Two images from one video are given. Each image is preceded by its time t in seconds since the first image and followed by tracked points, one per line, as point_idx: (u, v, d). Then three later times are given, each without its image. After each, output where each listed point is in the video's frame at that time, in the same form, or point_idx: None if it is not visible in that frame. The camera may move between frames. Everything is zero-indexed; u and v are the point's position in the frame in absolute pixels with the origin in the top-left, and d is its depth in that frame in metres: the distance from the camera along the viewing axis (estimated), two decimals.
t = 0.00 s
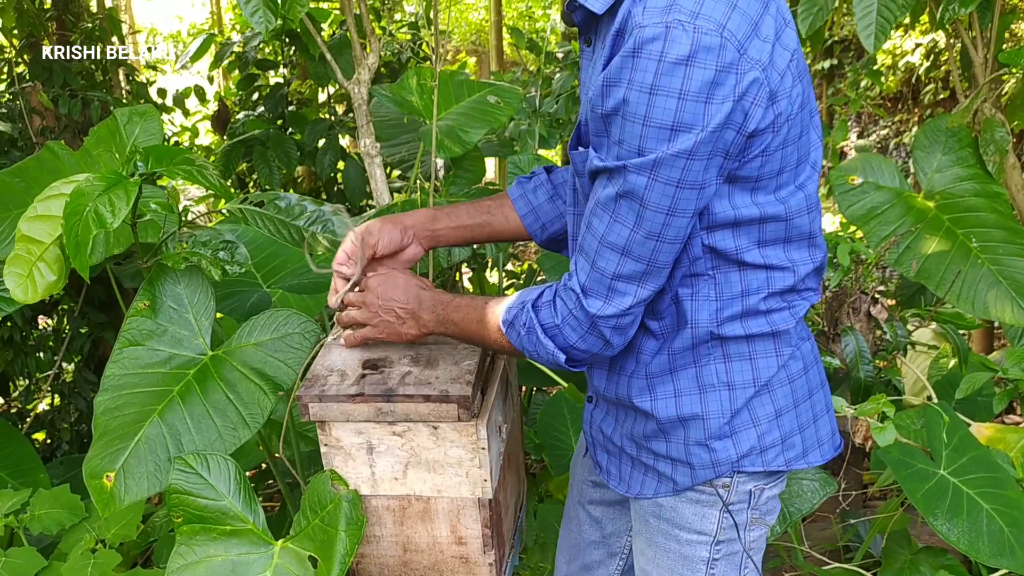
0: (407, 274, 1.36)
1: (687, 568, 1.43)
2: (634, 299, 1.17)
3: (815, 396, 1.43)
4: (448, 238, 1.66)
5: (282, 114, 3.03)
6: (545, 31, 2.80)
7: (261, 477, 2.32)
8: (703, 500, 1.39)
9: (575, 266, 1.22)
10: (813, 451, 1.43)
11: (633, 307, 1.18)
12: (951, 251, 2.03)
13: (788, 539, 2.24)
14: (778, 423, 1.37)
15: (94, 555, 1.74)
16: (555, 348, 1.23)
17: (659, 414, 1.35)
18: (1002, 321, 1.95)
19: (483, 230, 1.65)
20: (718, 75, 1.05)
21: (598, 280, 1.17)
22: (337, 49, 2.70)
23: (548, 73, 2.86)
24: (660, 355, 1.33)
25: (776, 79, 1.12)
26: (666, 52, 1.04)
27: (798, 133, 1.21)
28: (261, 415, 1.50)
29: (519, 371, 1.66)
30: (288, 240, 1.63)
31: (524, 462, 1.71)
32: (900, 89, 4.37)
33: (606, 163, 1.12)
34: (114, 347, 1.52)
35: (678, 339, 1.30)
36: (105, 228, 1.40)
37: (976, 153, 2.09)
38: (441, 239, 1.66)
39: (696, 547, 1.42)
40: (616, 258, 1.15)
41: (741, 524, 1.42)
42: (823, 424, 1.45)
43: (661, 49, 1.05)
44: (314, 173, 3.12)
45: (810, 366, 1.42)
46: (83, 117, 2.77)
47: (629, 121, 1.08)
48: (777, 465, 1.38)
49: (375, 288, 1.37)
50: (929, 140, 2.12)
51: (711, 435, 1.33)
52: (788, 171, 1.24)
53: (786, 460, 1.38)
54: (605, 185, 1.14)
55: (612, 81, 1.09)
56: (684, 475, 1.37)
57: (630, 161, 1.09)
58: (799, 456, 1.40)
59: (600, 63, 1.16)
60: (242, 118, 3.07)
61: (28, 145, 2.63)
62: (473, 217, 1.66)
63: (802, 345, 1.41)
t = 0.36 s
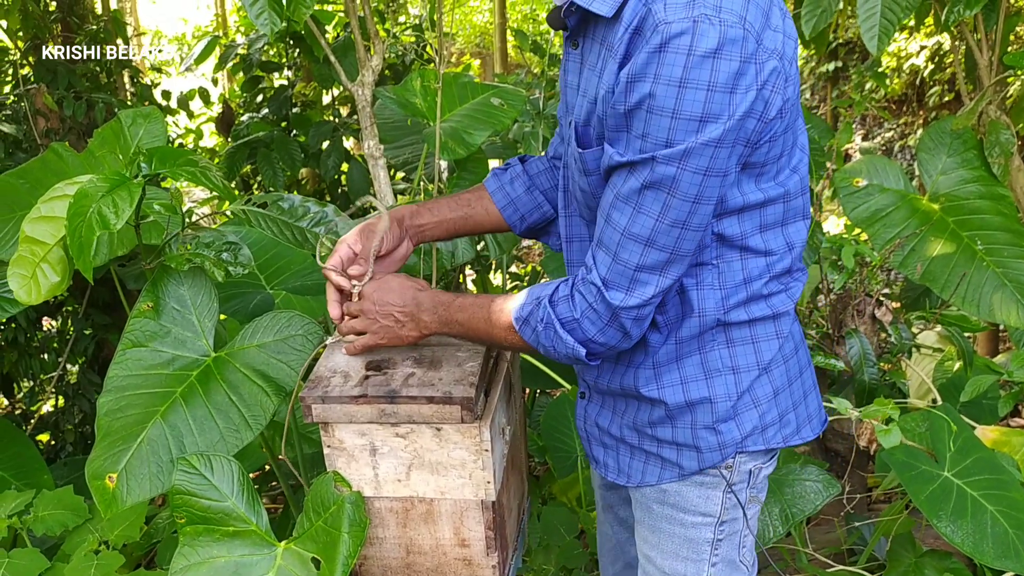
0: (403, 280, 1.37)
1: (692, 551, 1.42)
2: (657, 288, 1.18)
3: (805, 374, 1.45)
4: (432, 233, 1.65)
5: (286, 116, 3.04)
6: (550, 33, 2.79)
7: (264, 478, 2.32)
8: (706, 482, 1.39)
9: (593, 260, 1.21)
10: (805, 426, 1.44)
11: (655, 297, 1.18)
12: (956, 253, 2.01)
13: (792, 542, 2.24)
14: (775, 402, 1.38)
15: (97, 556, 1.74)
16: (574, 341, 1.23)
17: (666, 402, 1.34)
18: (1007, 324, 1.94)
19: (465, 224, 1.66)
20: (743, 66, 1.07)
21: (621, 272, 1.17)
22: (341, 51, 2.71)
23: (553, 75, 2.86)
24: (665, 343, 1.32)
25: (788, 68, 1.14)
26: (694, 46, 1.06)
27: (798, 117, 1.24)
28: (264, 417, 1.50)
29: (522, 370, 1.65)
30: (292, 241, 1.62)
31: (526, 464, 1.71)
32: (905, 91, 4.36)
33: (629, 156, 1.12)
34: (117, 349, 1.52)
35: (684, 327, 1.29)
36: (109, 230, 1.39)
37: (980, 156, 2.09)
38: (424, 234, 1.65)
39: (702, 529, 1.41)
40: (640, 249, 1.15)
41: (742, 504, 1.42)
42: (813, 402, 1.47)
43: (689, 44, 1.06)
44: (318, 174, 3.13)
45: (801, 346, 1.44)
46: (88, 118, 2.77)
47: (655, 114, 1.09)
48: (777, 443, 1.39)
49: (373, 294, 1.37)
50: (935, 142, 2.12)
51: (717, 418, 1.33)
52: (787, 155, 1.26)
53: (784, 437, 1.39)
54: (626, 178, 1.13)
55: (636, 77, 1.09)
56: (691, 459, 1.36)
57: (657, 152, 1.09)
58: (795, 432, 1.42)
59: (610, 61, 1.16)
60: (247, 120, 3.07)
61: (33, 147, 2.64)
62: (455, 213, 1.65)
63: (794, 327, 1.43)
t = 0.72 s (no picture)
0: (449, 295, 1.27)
1: (704, 542, 1.40)
2: (737, 287, 1.14)
3: (815, 369, 1.46)
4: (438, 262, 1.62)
5: (296, 119, 3.05)
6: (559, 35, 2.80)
7: (274, 479, 2.33)
8: (718, 473, 1.38)
9: (666, 270, 1.16)
10: (814, 420, 1.45)
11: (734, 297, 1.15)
12: (967, 256, 2.00)
13: (803, 545, 2.23)
14: (786, 395, 1.38)
15: (109, 556, 1.75)
16: (664, 351, 1.16)
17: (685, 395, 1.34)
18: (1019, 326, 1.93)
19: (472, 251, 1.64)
20: (782, 60, 1.08)
21: (702, 275, 1.13)
22: (351, 54, 2.72)
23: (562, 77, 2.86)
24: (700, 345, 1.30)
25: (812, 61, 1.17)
26: (735, 45, 1.07)
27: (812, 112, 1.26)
28: (276, 417, 1.51)
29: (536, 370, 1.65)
30: (303, 242, 1.63)
31: (535, 465, 1.71)
32: (915, 94, 4.36)
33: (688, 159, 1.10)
34: (130, 349, 1.53)
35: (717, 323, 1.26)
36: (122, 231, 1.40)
37: (991, 157, 2.08)
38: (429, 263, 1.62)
39: (713, 520, 1.40)
40: (715, 248, 1.12)
41: (751, 497, 1.42)
42: (819, 395, 1.48)
43: (731, 42, 1.07)
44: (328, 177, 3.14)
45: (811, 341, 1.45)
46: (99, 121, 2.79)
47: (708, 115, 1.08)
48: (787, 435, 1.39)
49: (419, 305, 1.25)
50: (945, 144, 2.11)
51: (734, 410, 1.33)
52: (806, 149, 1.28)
53: (794, 430, 1.40)
54: (687, 183, 1.12)
55: (680, 82, 1.09)
56: (706, 450, 1.36)
57: (719, 151, 1.08)
58: (803, 425, 1.42)
59: (641, 67, 1.17)
60: (257, 122, 3.08)
61: (45, 149, 2.66)
62: (463, 243, 1.63)
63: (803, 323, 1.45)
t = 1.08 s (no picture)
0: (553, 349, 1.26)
1: (722, 538, 1.41)
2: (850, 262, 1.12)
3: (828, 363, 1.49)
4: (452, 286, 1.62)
5: (302, 121, 3.06)
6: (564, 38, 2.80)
7: (279, 481, 2.33)
8: (738, 470, 1.38)
9: (773, 270, 1.13)
10: (831, 415, 1.46)
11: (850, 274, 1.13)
12: (973, 258, 1.99)
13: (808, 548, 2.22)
14: (808, 392, 1.40)
15: (114, 557, 1.75)
16: (801, 348, 1.13)
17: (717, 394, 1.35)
18: None
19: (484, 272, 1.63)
20: (827, 45, 1.10)
21: (817, 263, 1.10)
22: (357, 56, 2.72)
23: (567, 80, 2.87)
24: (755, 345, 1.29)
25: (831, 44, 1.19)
26: (782, 38, 1.08)
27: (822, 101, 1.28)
28: (280, 419, 1.51)
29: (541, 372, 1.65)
30: (307, 243, 1.63)
31: (540, 467, 1.71)
32: (921, 95, 4.36)
33: (766, 155, 1.09)
34: (136, 350, 1.54)
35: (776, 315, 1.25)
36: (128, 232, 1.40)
37: (997, 159, 2.08)
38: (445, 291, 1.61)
39: (732, 517, 1.40)
40: (819, 230, 1.10)
41: (767, 492, 1.43)
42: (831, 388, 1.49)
43: (778, 35, 1.08)
44: (333, 179, 3.15)
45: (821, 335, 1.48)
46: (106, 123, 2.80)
47: (772, 110, 1.08)
48: (810, 430, 1.41)
49: (524, 377, 1.22)
50: (951, 146, 2.11)
51: (766, 408, 1.35)
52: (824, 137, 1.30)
53: (814, 426, 1.42)
54: (765, 181, 1.10)
55: (736, 86, 1.10)
56: (735, 448, 1.36)
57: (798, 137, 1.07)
58: (822, 420, 1.44)
59: (669, 71, 1.17)
60: (263, 124, 3.08)
61: (52, 151, 2.67)
62: (476, 266, 1.62)
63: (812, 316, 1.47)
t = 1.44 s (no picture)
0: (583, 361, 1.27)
1: (731, 540, 1.41)
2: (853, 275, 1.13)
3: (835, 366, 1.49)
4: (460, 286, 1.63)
5: (303, 123, 3.06)
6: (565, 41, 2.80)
7: (279, 483, 2.34)
8: (749, 473, 1.39)
9: (777, 279, 1.14)
10: (838, 417, 1.47)
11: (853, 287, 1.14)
12: (973, 261, 1.99)
13: (807, 551, 2.22)
14: (818, 395, 1.40)
15: (114, 560, 1.75)
16: (801, 361, 1.15)
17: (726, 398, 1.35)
18: None
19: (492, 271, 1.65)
20: (844, 56, 1.10)
21: (819, 274, 1.12)
22: (357, 59, 2.73)
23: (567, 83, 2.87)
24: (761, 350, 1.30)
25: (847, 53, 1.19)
26: (803, 48, 1.08)
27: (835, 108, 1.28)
28: (281, 421, 1.51)
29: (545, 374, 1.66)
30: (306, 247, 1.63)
31: (542, 469, 1.71)
32: (920, 99, 4.38)
33: (778, 166, 1.09)
34: (136, 354, 1.54)
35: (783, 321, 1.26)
36: (129, 235, 1.40)
37: (997, 163, 2.08)
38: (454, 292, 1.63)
39: (741, 519, 1.41)
40: (825, 243, 1.11)
41: (776, 496, 1.44)
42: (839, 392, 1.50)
43: (798, 46, 1.08)
44: (333, 181, 3.15)
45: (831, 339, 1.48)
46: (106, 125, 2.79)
47: (787, 120, 1.08)
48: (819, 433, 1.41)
49: (534, 393, 1.24)
50: (951, 150, 2.11)
51: (778, 411, 1.35)
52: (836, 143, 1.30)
53: (823, 429, 1.42)
54: (777, 190, 1.11)
55: (753, 94, 1.10)
56: (746, 451, 1.37)
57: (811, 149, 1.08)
58: (831, 423, 1.44)
59: (685, 75, 1.17)
60: (263, 126, 3.08)
61: (52, 153, 2.67)
62: (484, 267, 1.64)
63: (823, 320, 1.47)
